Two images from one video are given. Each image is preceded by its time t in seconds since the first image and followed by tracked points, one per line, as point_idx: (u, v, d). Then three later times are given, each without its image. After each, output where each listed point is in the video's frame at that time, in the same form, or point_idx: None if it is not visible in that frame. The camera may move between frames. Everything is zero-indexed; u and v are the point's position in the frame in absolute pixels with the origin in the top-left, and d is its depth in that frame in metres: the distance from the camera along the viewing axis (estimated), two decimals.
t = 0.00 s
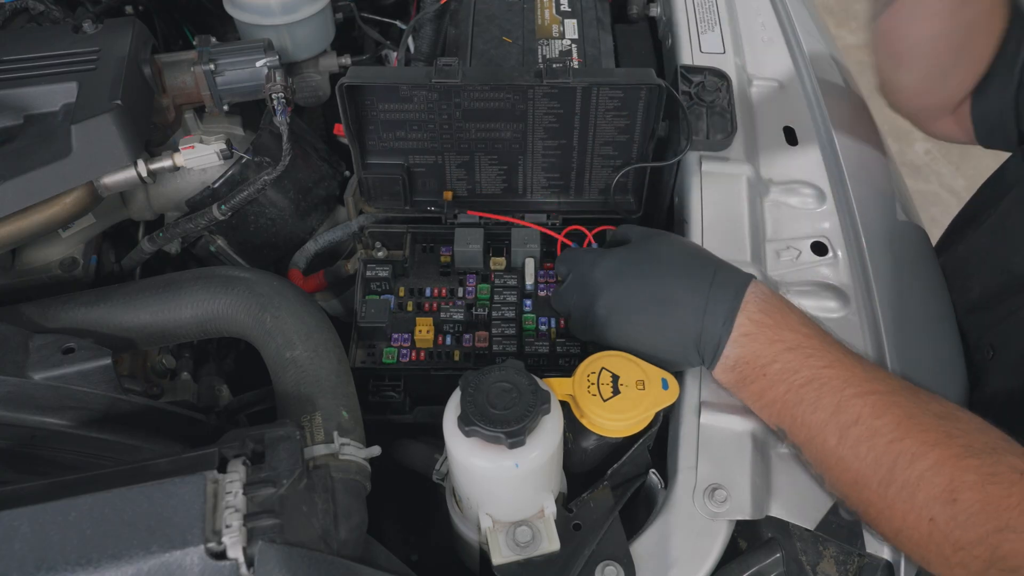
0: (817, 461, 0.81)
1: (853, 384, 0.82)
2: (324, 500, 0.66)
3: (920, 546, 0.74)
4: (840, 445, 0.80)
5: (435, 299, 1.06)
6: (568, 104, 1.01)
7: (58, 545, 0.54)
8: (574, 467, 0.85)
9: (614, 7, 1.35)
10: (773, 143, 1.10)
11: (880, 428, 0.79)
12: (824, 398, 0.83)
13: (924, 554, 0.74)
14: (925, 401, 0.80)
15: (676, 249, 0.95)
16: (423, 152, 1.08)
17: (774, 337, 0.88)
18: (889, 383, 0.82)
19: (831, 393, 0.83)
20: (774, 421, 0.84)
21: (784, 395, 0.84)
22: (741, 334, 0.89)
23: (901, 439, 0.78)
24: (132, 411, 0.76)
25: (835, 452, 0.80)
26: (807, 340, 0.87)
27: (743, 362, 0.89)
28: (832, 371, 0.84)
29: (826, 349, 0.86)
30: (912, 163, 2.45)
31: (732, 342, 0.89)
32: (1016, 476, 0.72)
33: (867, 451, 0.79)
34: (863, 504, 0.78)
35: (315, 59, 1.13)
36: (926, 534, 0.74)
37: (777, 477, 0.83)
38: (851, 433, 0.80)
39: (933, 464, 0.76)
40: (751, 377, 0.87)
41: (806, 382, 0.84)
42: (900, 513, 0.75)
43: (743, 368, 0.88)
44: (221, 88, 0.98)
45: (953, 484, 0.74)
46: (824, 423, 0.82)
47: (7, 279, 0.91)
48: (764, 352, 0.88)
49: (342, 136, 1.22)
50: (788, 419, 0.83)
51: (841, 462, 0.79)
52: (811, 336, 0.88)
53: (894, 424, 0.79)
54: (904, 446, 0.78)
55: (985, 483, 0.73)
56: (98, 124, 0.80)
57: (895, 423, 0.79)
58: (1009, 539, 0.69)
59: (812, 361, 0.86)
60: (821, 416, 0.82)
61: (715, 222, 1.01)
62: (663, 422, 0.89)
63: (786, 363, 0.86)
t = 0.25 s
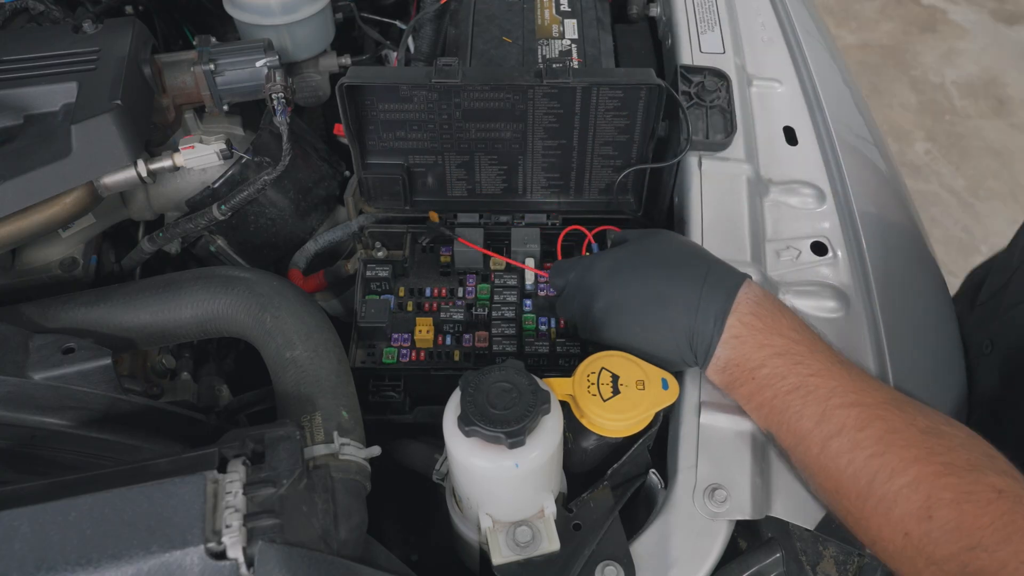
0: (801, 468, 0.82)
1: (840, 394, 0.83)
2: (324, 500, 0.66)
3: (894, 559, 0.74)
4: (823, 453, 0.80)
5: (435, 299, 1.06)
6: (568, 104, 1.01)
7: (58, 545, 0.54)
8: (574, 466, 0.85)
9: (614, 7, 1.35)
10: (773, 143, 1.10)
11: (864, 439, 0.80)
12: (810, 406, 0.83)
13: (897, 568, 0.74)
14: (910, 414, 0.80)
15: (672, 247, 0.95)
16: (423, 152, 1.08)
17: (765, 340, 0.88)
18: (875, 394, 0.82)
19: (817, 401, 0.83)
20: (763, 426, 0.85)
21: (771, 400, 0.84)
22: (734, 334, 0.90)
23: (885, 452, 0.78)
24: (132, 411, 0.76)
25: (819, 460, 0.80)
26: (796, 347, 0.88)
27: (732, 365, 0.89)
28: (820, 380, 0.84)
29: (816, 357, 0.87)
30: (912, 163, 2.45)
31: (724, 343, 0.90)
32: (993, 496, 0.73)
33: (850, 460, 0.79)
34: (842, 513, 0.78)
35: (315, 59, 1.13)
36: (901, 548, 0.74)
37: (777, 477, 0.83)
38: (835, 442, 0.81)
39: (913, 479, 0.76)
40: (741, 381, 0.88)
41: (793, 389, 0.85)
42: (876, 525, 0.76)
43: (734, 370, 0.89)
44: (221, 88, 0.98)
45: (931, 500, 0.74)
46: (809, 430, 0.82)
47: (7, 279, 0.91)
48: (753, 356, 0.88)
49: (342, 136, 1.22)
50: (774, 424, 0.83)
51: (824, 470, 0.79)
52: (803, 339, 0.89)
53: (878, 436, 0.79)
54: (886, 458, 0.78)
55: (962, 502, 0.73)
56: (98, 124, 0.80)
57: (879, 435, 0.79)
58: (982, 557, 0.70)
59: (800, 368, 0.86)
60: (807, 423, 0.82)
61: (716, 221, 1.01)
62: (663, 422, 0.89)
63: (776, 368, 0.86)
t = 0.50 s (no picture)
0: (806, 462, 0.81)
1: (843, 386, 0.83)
2: (324, 500, 0.66)
3: (905, 549, 0.73)
4: (827, 447, 0.80)
5: (435, 299, 1.06)
6: (568, 104, 1.01)
7: (58, 545, 0.54)
8: (574, 467, 0.85)
9: (614, 7, 1.35)
10: (773, 143, 1.10)
11: (866, 429, 0.79)
12: (813, 400, 0.83)
13: (909, 558, 0.73)
14: (913, 403, 0.80)
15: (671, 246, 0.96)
16: (423, 152, 1.08)
17: (767, 337, 0.89)
18: (877, 385, 0.82)
19: (820, 394, 0.83)
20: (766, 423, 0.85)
21: (773, 396, 0.85)
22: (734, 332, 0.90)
23: (888, 440, 0.78)
24: (132, 411, 0.76)
25: (823, 453, 0.80)
26: (798, 341, 0.88)
27: (735, 362, 0.89)
28: (821, 372, 0.84)
29: (817, 351, 0.87)
30: (912, 163, 2.45)
31: (724, 340, 0.90)
32: (999, 478, 0.72)
33: (854, 452, 0.79)
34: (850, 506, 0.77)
35: (315, 59, 1.13)
36: (911, 536, 0.73)
37: (777, 477, 0.83)
38: (838, 434, 0.80)
39: (919, 466, 0.75)
40: (744, 377, 0.88)
41: (795, 383, 0.85)
42: (884, 516, 0.75)
43: (736, 367, 0.89)
44: (221, 88, 0.98)
45: (937, 486, 0.74)
46: (812, 424, 0.82)
47: (7, 279, 0.91)
48: (755, 352, 0.89)
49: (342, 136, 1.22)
50: (778, 419, 0.84)
51: (828, 463, 0.79)
52: (805, 335, 0.89)
53: (881, 424, 0.79)
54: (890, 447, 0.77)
55: (969, 485, 0.72)
56: (98, 124, 0.80)
57: (882, 424, 0.78)
58: (990, 540, 0.69)
59: (802, 361, 0.86)
60: (810, 417, 0.83)
61: (715, 223, 1.01)
62: (663, 422, 0.89)
63: (777, 363, 0.87)
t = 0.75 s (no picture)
0: (825, 449, 0.82)
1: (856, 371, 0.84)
2: (324, 500, 0.66)
3: (936, 527, 0.74)
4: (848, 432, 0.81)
5: (435, 299, 1.06)
6: (568, 104, 1.01)
7: (58, 545, 0.54)
8: (574, 467, 0.85)
9: (614, 7, 1.35)
10: (773, 142, 1.10)
11: (884, 411, 0.80)
12: (829, 386, 0.84)
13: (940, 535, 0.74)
14: (923, 384, 0.82)
15: (675, 246, 0.96)
16: (423, 152, 1.08)
17: (778, 329, 0.89)
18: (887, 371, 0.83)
19: (834, 381, 0.84)
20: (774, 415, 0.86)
21: (788, 386, 0.85)
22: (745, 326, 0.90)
23: (907, 420, 0.79)
24: (132, 411, 0.76)
25: (845, 439, 0.81)
26: (807, 331, 0.88)
27: (745, 356, 0.90)
28: (833, 359, 0.85)
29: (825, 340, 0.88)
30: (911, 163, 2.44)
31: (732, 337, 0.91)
32: (1015, 448, 0.75)
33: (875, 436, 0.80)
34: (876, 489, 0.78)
35: (315, 59, 1.13)
36: (940, 513, 0.74)
37: (778, 477, 0.82)
38: (856, 419, 0.81)
39: (940, 443, 0.77)
40: (757, 371, 0.88)
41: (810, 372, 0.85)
42: (912, 495, 0.76)
43: (746, 361, 0.89)
44: (221, 88, 0.98)
45: (961, 460, 0.76)
46: (830, 411, 0.83)
47: (8, 279, 0.91)
48: (767, 344, 0.89)
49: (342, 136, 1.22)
50: (795, 409, 0.84)
51: (849, 448, 0.80)
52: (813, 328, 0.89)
53: (899, 406, 0.80)
54: (909, 427, 0.78)
55: (991, 456, 0.75)
56: (98, 124, 0.80)
57: (899, 405, 0.80)
58: (1020, 507, 0.71)
59: (813, 350, 0.87)
60: (827, 404, 0.83)
61: (715, 223, 1.01)
62: (663, 422, 0.89)
63: (789, 354, 0.87)
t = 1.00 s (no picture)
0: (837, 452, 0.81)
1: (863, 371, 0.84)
2: (324, 500, 0.66)
3: (952, 524, 0.74)
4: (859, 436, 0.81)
5: (435, 299, 1.06)
6: (568, 104, 1.01)
7: (58, 545, 0.54)
8: (574, 467, 0.85)
9: (614, 7, 1.35)
10: (773, 143, 1.10)
11: (892, 409, 0.80)
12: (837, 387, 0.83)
13: (956, 534, 0.74)
14: (926, 380, 0.83)
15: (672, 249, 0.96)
16: (423, 152, 1.08)
17: (784, 334, 0.88)
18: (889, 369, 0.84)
19: (841, 380, 0.84)
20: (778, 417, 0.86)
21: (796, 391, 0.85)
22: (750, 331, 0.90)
23: (916, 416, 0.79)
24: (132, 411, 0.76)
25: (858, 442, 0.80)
26: (810, 332, 0.88)
27: (749, 359, 0.89)
28: (838, 358, 0.85)
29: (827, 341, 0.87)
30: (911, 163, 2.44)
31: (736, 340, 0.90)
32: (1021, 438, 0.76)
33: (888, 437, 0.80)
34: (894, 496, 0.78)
35: (315, 59, 1.13)
36: (955, 506, 0.74)
37: (778, 477, 0.82)
38: (865, 418, 0.81)
39: (949, 436, 0.77)
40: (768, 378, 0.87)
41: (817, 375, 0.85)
42: (925, 491, 0.76)
43: (751, 365, 0.89)
44: (221, 88, 0.98)
45: (972, 452, 0.76)
46: (838, 411, 0.83)
47: (8, 279, 0.91)
48: (773, 349, 0.88)
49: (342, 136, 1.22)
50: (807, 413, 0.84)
51: (859, 447, 0.80)
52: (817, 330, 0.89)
53: (906, 403, 0.80)
54: (918, 422, 0.79)
55: (1001, 447, 0.75)
56: (98, 124, 0.80)
57: (907, 401, 0.80)
58: None
59: (818, 351, 0.86)
60: (837, 407, 0.83)
61: (715, 224, 1.00)
62: (663, 422, 0.89)
63: (794, 357, 0.87)
